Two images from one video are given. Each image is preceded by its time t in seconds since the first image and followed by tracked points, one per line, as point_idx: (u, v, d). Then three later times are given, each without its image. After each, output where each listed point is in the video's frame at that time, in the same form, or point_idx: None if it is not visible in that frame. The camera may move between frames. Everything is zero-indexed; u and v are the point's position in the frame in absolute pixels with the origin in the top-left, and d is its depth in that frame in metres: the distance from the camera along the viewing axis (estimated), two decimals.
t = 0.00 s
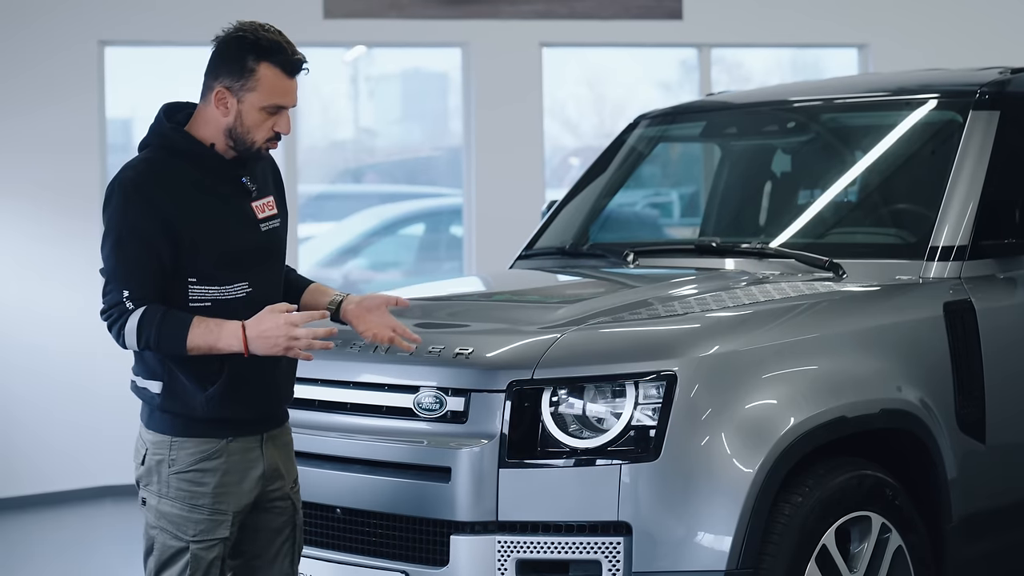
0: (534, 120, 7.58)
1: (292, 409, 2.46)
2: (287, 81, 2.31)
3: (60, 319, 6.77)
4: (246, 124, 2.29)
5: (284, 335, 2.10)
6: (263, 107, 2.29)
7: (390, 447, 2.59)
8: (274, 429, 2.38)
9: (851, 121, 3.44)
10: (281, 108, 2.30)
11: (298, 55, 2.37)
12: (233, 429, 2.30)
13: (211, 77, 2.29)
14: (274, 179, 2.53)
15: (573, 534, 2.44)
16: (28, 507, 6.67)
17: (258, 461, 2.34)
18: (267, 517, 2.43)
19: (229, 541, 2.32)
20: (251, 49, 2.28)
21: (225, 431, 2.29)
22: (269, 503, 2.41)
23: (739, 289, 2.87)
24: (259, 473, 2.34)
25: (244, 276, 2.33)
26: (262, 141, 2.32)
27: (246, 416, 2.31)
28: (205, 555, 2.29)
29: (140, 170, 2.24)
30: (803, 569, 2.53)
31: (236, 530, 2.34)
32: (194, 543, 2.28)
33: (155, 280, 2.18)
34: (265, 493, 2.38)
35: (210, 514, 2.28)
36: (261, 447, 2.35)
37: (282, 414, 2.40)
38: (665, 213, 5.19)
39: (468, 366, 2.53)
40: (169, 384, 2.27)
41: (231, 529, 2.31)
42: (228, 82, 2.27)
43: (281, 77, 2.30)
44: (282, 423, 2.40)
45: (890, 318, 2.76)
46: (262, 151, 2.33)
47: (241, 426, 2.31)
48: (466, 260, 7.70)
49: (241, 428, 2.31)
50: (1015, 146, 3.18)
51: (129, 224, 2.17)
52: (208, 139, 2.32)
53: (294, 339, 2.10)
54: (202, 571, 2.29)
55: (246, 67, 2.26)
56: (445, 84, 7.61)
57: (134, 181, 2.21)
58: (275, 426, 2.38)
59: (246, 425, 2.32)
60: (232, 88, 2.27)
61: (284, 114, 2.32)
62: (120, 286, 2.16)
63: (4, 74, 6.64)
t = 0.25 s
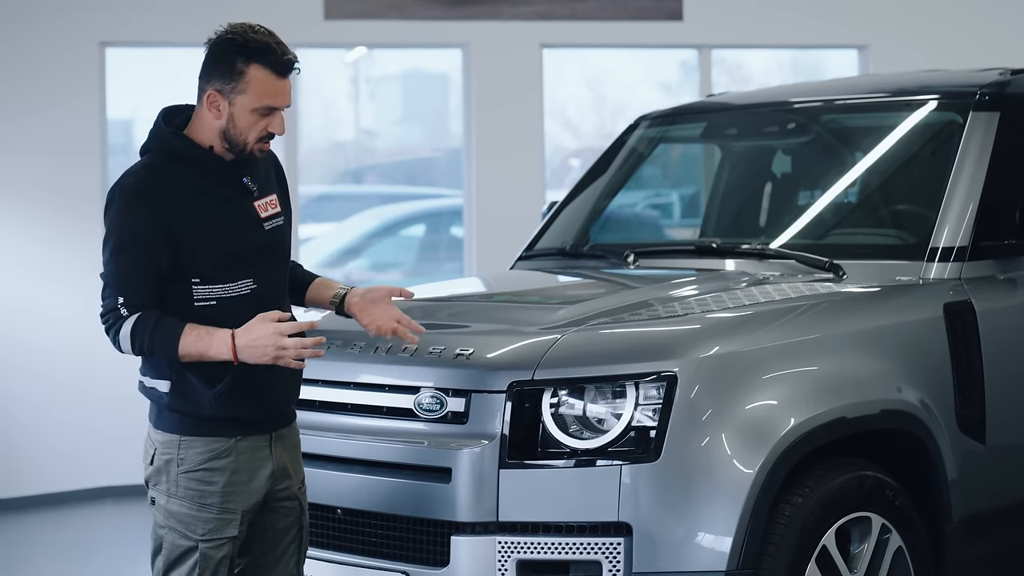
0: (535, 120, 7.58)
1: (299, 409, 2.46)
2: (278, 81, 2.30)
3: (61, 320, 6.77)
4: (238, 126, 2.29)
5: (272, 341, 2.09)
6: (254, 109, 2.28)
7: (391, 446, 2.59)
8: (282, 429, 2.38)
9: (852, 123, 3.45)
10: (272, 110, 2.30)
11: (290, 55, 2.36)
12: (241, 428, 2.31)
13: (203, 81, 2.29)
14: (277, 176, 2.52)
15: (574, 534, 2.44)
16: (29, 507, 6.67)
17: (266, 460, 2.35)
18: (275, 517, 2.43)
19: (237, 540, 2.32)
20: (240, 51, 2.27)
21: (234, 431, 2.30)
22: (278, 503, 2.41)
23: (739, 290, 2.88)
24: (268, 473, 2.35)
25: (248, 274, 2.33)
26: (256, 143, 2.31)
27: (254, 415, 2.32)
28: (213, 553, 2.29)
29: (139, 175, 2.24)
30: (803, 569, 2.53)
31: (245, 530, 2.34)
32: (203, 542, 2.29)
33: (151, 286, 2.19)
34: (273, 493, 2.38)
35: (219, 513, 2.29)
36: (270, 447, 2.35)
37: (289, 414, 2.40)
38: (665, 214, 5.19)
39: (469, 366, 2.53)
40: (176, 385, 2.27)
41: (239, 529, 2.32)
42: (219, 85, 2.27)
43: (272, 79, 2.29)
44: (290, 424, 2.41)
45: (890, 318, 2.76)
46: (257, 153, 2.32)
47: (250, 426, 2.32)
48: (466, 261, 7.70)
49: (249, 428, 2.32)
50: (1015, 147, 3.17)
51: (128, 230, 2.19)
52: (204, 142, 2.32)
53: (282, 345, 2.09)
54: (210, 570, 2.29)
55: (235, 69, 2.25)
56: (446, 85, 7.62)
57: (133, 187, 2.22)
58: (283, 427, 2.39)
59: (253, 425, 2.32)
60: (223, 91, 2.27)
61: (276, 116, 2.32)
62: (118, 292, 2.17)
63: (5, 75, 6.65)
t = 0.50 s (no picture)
0: (535, 121, 7.58)
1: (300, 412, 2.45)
2: (271, 78, 2.30)
3: (62, 321, 6.77)
4: (232, 125, 2.29)
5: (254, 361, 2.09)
6: (248, 107, 2.28)
7: (392, 447, 2.59)
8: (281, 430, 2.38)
9: (852, 123, 3.45)
10: (266, 107, 2.30)
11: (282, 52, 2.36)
12: (238, 430, 2.30)
13: (197, 80, 2.29)
14: (277, 174, 2.51)
15: (574, 535, 2.44)
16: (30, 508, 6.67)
17: (265, 462, 2.34)
18: (274, 518, 2.43)
19: (234, 541, 2.32)
20: (232, 49, 2.27)
21: (230, 432, 2.29)
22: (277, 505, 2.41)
23: (740, 291, 2.88)
24: (266, 474, 2.34)
25: (246, 274, 2.32)
26: (250, 141, 2.30)
27: (250, 416, 2.31)
28: (210, 554, 2.29)
29: (136, 175, 2.24)
30: (804, 570, 2.53)
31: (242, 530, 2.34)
32: (199, 542, 2.28)
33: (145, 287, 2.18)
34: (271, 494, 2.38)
35: (216, 513, 2.28)
36: (268, 449, 2.34)
37: (289, 417, 2.39)
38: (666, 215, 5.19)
39: (469, 367, 2.53)
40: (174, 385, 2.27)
41: (236, 530, 2.31)
42: (212, 84, 2.27)
43: (264, 76, 2.29)
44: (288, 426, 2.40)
45: (890, 319, 2.77)
46: (252, 151, 2.31)
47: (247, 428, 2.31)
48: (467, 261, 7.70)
49: (246, 429, 2.31)
50: (1016, 147, 3.17)
51: (124, 230, 2.19)
52: (201, 142, 2.31)
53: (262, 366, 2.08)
54: (207, 569, 2.29)
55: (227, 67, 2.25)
56: (446, 86, 7.62)
57: (129, 188, 2.22)
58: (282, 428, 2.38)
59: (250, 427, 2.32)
60: (217, 90, 2.27)
61: (270, 113, 2.32)
62: (113, 293, 2.17)
63: (5, 76, 6.65)
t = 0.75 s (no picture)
0: (535, 122, 7.58)
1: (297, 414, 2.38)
2: (270, 87, 2.25)
3: (63, 321, 6.78)
4: (230, 132, 2.24)
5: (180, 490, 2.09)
6: (246, 115, 2.23)
7: (392, 447, 2.59)
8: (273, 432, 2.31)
9: (852, 124, 3.44)
10: (264, 116, 2.24)
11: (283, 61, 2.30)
12: (226, 430, 2.25)
13: (197, 87, 2.24)
14: (281, 179, 2.44)
15: (575, 536, 2.44)
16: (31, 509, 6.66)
17: (253, 462, 2.29)
18: (280, 515, 2.36)
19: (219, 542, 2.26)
20: (232, 55, 2.22)
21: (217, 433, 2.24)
22: (274, 504, 2.35)
23: (740, 291, 2.88)
24: (253, 475, 2.29)
25: (236, 278, 2.24)
26: (247, 149, 2.25)
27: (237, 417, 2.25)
28: (197, 555, 2.23)
29: (135, 178, 2.20)
30: (804, 571, 2.54)
31: (229, 531, 2.28)
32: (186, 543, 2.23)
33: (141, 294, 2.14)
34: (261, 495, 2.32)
35: (201, 514, 2.23)
36: (257, 450, 2.29)
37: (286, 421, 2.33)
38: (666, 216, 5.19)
39: (469, 368, 2.53)
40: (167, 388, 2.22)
41: (221, 531, 2.26)
42: (211, 91, 2.22)
43: (264, 85, 2.24)
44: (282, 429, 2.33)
45: (890, 320, 2.77)
46: (248, 159, 2.26)
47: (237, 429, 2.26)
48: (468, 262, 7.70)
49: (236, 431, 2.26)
50: (1016, 148, 3.17)
51: (122, 234, 2.15)
52: (200, 149, 2.27)
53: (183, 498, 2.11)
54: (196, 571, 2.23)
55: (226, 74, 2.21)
56: (447, 87, 7.63)
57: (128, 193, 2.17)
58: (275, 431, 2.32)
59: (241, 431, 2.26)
60: (216, 96, 2.23)
61: (269, 122, 2.27)
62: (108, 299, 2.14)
63: (6, 77, 6.65)
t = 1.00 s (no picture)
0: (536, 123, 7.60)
1: (318, 417, 2.37)
2: (303, 92, 2.26)
3: (65, 321, 6.80)
4: (262, 138, 2.26)
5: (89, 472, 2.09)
6: (279, 122, 2.25)
7: (393, 446, 2.60)
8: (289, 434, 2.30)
9: (850, 125, 3.45)
10: (297, 123, 2.26)
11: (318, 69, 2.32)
12: (241, 433, 2.24)
13: (231, 91, 2.26)
14: (313, 187, 2.45)
15: (575, 534, 2.46)
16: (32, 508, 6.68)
17: (266, 464, 2.27)
18: (291, 517, 2.35)
19: (232, 543, 2.26)
20: (267, 60, 2.24)
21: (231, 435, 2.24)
22: (287, 506, 2.33)
23: (739, 291, 2.89)
24: (268, 476, 2.27)
25: (256, 281, 2.25)
26: (279, 154, 2.27)
27: (251, 419, 2.24)
28: (207, 554, 2.24)
29: (158, 177, 2.24)
30: (803, 570, 2.55)
31: (243, 532, 2.28)
32: (196, 542, 2.24)
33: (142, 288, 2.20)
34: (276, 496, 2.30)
35: (213, 514, 2.23)
36: (272, 452, 2.27)
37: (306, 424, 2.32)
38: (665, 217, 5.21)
39: (470, 367, 2.55)
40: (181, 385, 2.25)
41: (234, 531, 2.26)
42: (244, 95, 2.24)
43: (298, 93, 2.25)
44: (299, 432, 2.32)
45: (889, 320, 2.78)
46: (280, 163, 2.28)
47: (252, 432, 2.25)
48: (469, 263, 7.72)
49: (251, 433, 2.25)
50: (1014, 149, 3.18)
51: (135, 229, 2.21)
52: (233, 151, 2.29)
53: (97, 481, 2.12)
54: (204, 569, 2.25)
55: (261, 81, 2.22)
56: (447, 88, 7.64)
57: (147, 190, 2.22)
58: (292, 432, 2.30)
59: (257, 432, 2.25)
60: (249, 102, 2.25)
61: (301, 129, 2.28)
62: (119, 291, 2.19)
63: (8, 77, 6.66)
